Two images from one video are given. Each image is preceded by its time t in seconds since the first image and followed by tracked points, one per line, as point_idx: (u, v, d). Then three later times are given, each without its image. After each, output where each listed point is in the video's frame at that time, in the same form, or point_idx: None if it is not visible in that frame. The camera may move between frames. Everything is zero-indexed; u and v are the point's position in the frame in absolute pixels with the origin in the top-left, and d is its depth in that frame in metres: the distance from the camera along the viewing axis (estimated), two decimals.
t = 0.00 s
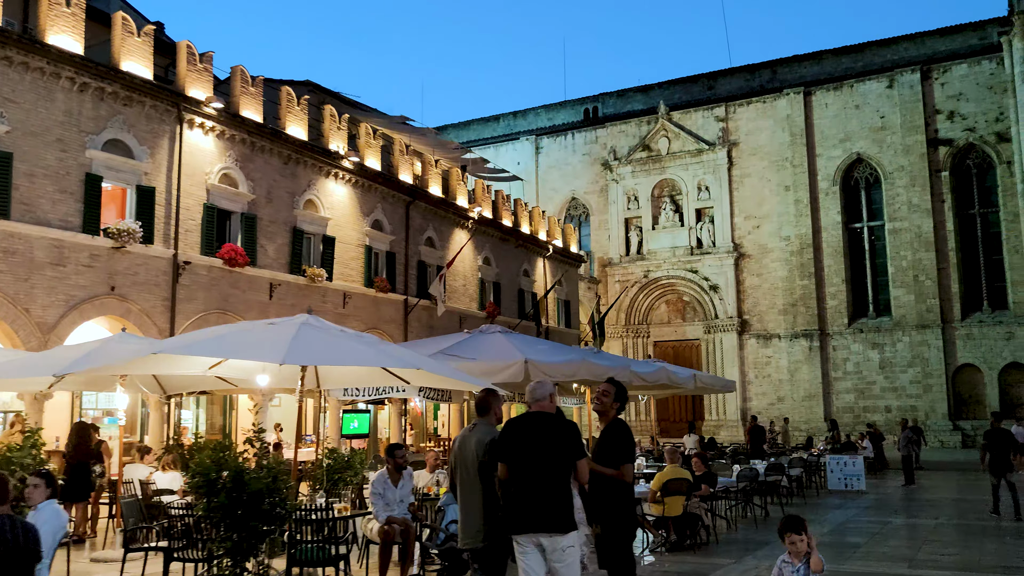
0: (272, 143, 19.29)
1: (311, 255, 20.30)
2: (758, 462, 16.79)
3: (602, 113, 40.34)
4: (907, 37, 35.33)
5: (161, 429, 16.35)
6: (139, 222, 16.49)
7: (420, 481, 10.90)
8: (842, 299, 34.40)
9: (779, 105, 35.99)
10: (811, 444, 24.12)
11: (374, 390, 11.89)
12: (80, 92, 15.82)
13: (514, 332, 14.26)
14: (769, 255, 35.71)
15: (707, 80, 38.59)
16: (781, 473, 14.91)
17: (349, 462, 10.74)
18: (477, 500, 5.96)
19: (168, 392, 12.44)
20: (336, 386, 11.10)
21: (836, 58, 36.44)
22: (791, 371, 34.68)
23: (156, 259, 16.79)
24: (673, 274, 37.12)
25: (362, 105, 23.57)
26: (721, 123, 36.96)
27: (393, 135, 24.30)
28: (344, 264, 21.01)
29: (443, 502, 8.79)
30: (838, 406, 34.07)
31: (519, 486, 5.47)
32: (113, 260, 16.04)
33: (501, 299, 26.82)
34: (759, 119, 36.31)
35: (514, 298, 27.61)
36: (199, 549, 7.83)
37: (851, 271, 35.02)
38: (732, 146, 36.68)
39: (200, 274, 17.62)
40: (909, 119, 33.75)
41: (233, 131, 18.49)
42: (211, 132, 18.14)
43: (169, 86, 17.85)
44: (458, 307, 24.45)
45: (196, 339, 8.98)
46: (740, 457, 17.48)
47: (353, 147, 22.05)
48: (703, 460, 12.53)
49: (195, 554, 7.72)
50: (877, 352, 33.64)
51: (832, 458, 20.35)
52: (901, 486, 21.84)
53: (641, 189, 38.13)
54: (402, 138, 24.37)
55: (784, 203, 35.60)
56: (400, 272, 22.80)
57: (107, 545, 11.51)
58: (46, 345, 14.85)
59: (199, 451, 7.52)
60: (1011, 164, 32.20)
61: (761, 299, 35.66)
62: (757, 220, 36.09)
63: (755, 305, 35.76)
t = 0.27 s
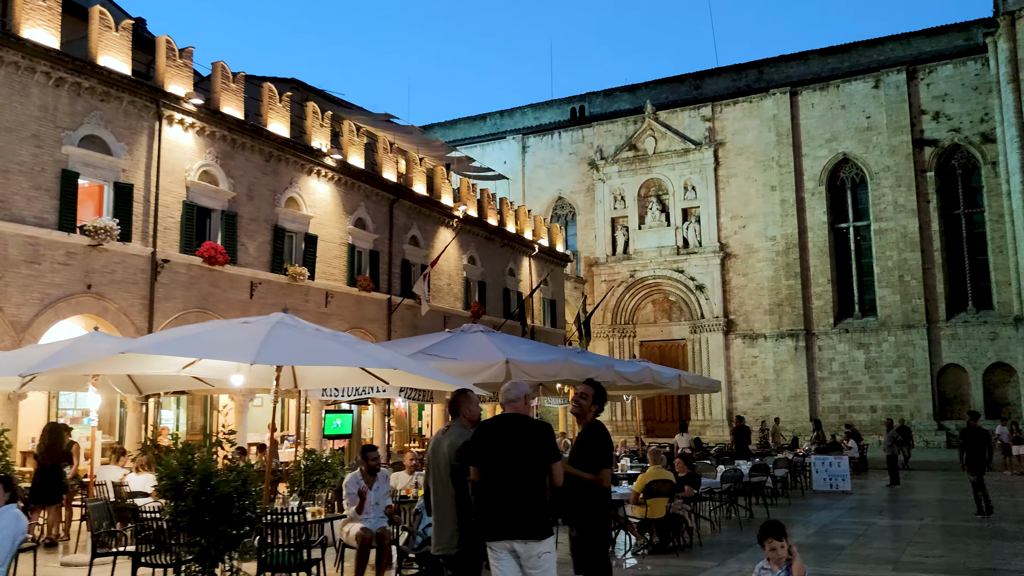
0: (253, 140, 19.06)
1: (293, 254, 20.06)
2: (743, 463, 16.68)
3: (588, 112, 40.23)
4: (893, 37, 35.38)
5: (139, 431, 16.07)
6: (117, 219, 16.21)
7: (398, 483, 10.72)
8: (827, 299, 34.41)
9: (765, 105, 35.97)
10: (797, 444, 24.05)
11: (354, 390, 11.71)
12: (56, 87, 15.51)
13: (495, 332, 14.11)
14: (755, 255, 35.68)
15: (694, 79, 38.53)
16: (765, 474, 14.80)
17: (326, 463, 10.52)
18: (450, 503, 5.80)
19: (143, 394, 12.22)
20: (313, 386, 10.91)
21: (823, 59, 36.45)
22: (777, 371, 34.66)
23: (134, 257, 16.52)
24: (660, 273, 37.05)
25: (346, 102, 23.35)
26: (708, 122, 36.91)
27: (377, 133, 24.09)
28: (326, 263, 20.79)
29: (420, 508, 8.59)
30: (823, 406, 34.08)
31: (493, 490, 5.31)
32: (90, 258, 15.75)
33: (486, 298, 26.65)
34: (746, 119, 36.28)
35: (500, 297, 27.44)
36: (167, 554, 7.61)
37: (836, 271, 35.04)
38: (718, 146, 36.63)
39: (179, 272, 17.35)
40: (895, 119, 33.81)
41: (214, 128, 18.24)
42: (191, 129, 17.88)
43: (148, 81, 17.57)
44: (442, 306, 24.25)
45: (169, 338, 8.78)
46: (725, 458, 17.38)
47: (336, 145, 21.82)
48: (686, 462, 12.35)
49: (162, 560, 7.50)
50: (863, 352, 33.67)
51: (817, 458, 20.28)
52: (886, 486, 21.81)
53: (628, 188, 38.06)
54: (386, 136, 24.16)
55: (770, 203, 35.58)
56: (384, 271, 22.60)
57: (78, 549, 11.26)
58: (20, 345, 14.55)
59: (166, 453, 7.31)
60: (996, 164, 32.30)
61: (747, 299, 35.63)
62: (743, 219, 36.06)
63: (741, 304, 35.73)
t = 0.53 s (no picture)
0: (233, 135, 18.83)
1: (274, 250, 19.85)
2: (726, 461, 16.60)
3: (575, 111, 40.12)
4: (879, 37, 35.46)
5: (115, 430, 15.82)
6: (93, 214, 15.95)
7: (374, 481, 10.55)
8: (812, 297, 34.44)
9: (751, 104, 35.97)
10: (781, 443, 24.01)
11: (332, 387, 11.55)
12: (31, 79, 15.22)
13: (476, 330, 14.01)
14: (740, 254, 35.68)
15: (680, 78, 38.48)
16: (748, 473, 14.72)
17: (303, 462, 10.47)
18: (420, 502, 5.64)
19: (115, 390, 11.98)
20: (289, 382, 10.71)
21: (809, 57, 36.47)
22: (762, 369, 34.66)
23: (110, 253, 16.27)
24: (645, 272, 37.01)
25: (328, 98, 23.17)
26: (694, 121, 36.87)
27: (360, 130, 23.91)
28: (308, 259, 20.58)
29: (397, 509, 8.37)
30: (808, 404, 34.11)
31: (462, 490, 5.14)
32: (65, 254, 15.49)
33: (470, 296, 26.50)
34: (732, 118, 36.26)
35: (485, 295, 27.30)
36: (133, 555, 7.43)
37: (822, 269, 35.08)
38: (704, 145, 36.61)
39: (157, 268, 17.12)
40: (880, 118, 33.89)
41: (193, 122, 17.99)
42: (169, 123, 17.63)
43: (126, 75, 17.30)
44: (426, 304, 24.08)
45: (139, 334, 8.57)
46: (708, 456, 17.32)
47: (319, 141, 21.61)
48: (667, 460, 12.26)
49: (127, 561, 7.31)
50: (848, 350, 33.73)
51: (801, 457, 20.25)
52: (870, 485, 21.80)
53: (614, 187, 38.00)
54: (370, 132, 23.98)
55: (756, 201, 35.57)
56: (367, 268, 22.41)
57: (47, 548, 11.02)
58: None
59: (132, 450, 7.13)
60: (980, 163, 32.41)
61: (733, 297, 35.61)
62: (729, 218, 36.04)
63: (727, 303, 35.71)
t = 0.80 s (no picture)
0: (211, 130, 18.57)
1: (253, 246, 19.61)
2: (708, 460, 16.51)
3: (561, 108, 39.98)
4: (864, 35, 35.48)
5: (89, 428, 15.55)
6: (67, 209, 15.63)
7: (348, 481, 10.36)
8: (797, 296, 34.44)
9: (737, 102, 35.92)
10: (765, 441, 23.96)
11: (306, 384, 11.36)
12: (3, 71, 14.88)
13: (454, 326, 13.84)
14: (725, 252, 35.63)
15: (666, 75, 38.39)
16: (729, 471, 14.62)
17: (277, 461, 10.29)
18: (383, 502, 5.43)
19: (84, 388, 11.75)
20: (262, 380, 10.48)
21: (795, 55, 36.45)
22: (747, 368, 34.63)
23: (85, 249, 15.96)
24: (631, 270, 36.94)
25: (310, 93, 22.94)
26: (679, 119, 36.80)
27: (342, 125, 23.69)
28: (288, 256, 20.36)
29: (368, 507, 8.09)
30: (793, 403, 34.11)
31: (423, 489, 4.92)
32: (38, 249, 15.16)
33: (454, 294, 26.33)
34: (717, 116, 36.21)
35: (468, 293, 27.13)
36: (93, 557, 7.21)
37: (806, 267, 35.08)
38: (690, 143, 36.54)
39: (133, 264, 16.84)
40: (866, 116, 33.91)
41: (170, 117, 17.72)
42: (146, 117, 17.35)
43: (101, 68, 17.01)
44: (409, 302, 23.89)
45: (102, 330, 8.33)
46: (690, 455, 17.24)
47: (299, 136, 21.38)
48: (647, 458, 12.12)
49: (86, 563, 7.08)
50: (832, 348, 33.74)
51: (784, 455, 20.19)
52: (853, 483, 21.78)
53: (599, 184, 37.90)
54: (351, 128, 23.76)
55: (741, 199, 35.53)
56: (348, 265, 22.19)
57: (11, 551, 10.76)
58: None
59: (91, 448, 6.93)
60: (964, 162, 32.47)
61: (718, 296, 35.57)
62: (714, 216, 35.99)
63: (712, 301, 35.67)
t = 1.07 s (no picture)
0: (188, 123, 18.30)
1: (231, 242, 19.37)
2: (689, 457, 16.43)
3: (546, 105, 39.81)
4: (849, 33, 35.47)
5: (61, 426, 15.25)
6: (39, 204, 15.27)
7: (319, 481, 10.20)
8: (781, 293, 34.41)
9: (722, 99, 35.86)
10: (748, 438, 23.90)
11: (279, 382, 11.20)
12: None
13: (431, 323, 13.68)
14: (710, 249, 35.57)
15: (651, 72, 38.29)
16: (709, 469, 14.52)
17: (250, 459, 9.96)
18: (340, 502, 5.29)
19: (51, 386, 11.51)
20: (234, 377, 10.29)
21: (780, 52, 36.39)
22: (731, 365, 34.61)
23: (57, 244, 15.62)
24: (615, 267, 36.86)
25: (290, 87, 22.71)
26: (664, 115, 36.71)
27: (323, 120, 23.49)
28: (267, 252, 20.13)
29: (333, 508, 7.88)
30: (777, 400, 34.11)
31: (382, 490, 4.81)
32: (9, 244, 14.79)
33: (436, 290, 26.15)
34: (702, 112, 36.14)
35: (451, 289, 26.96)
36: (49, 560, 6.98)
37: (791, 264, 35.06)
38: (675, 139, 36.45)
39: (108, 260, 16.51)
40: (850, 114, 33.91)
41: (146, 110, 17.43)
42: (121, 110, 17.05)
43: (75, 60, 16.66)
44: (391, 298, 23.69)
45: (63, 327, 8.12)
46: (670, 452, 17.15)
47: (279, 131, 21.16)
48: (626, 456, 11.96)
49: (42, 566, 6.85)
50: (816, 345, 33.75)
51: (765, 452, 20.15)
52: (835, 480, 21.77)
53: (584, 181, 37.78)
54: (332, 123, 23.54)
55: (725, 196, 35.48)
56: (328, 261, 22.00)
57: None
58: None
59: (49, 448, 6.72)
60: (948, 160, 32.52)
61: (702, 293, 35.52)
62: (699, 213, 35.92)
63: (696, 298, 35.62)
